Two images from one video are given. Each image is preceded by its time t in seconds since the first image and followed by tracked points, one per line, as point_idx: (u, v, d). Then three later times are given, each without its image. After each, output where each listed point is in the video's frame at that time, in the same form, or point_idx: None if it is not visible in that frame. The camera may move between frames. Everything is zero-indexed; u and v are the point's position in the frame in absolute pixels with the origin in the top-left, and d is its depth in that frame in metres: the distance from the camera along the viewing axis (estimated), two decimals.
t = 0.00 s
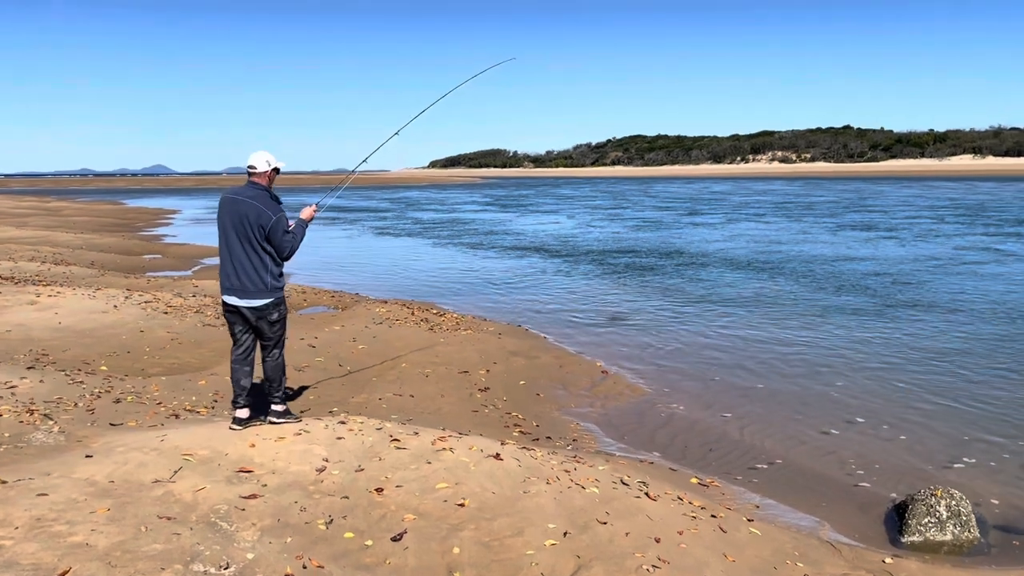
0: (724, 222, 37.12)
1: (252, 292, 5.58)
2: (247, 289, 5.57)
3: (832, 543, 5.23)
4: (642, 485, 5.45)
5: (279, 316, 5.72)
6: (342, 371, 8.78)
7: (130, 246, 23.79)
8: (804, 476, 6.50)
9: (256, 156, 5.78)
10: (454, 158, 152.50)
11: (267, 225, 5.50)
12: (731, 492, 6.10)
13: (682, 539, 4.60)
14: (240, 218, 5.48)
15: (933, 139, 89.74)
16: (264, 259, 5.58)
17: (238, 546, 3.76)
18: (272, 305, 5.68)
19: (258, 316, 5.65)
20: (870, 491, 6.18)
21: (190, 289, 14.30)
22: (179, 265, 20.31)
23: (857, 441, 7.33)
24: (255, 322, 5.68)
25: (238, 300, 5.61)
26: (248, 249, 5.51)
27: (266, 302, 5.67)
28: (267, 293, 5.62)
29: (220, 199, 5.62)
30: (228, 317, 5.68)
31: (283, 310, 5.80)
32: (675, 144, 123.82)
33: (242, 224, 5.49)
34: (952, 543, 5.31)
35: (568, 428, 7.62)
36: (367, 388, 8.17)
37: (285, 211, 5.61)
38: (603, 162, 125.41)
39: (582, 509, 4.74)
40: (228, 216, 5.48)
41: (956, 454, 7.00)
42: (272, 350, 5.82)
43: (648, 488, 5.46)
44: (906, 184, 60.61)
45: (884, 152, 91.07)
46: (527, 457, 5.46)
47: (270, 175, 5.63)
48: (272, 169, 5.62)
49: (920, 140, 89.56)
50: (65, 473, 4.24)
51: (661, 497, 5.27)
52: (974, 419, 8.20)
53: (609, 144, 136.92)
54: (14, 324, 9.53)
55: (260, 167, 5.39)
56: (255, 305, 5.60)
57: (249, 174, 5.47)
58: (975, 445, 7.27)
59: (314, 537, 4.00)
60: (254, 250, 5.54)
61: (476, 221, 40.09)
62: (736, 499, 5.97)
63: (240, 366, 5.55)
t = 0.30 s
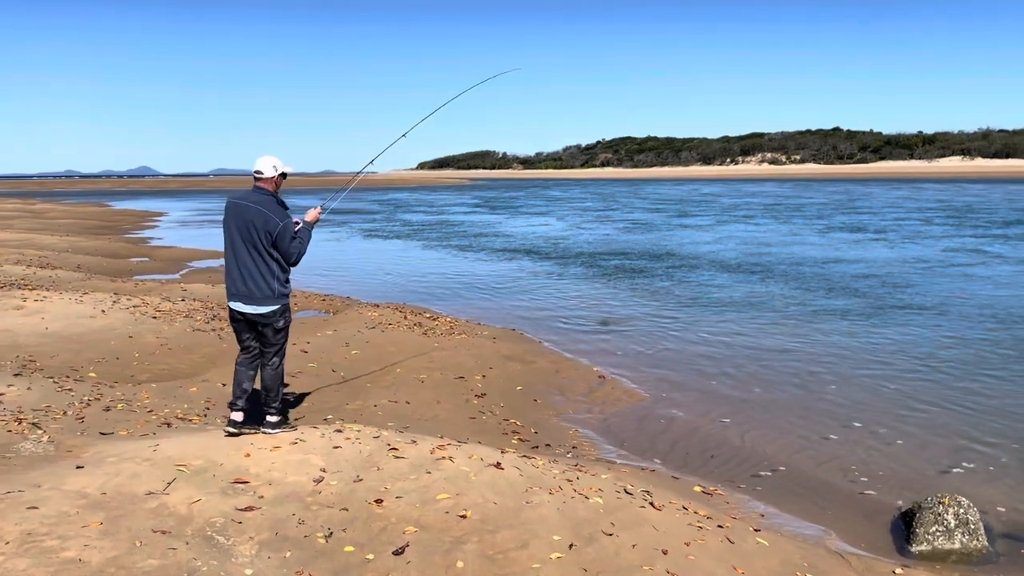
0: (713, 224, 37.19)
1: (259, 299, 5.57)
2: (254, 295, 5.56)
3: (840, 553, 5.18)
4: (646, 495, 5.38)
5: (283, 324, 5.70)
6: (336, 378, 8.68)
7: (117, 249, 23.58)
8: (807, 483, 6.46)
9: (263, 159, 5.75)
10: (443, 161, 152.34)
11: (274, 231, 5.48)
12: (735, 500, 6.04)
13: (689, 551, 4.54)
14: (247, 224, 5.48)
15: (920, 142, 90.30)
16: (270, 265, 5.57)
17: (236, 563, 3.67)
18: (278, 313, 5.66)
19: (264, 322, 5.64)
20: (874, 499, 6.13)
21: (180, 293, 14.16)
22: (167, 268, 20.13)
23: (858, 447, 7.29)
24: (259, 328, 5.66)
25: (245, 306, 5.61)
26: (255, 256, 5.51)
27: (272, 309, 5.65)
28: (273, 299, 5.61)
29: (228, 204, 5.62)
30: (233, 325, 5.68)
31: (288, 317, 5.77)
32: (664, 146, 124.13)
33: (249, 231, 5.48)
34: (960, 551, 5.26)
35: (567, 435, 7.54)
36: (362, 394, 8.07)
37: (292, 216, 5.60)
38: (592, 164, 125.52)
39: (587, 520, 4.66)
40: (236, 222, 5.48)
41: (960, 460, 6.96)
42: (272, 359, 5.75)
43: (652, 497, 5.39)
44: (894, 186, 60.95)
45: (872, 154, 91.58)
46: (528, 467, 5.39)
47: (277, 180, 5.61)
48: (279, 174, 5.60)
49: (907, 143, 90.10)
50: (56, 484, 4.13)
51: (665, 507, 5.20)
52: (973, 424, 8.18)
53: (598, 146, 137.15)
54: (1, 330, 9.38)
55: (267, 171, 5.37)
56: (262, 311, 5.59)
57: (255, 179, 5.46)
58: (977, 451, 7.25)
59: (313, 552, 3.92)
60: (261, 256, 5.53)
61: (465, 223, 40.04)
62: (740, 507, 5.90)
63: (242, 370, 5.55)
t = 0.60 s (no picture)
0: (705, 223, 37.26)
1: (255, 299, 5.51)
2: (250, 296, 5.49)
3: (845, 556, 5.15)
4: (648, 498, 5.33)
5: (279, 325, 5.63)
6: (331, 379, 8.60)
7: (107, 249, 23.44)
8: (808, 485, 6.42)
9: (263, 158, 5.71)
10: (435, 161, 152.32)
11: (272, 229, 5.42)
12: (737, 503, 5.99)
13: (694, 556, 4.49)
14: (246, 221, 5.42)
15: (909, 142, 90.72)
16: (267, 265, 5.50)
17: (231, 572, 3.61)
18: (274, 314, 5.59)
19: (259, 323, 5.58)
20: (876, 500, 6.10)
21: (171, 293, 14.06)
22: (158, 268, 20.01)
23: (859, 448, 7.26)
24: (254, 328, 5.60)
25: (240, 307, 5.54)
26: (252, 255, 5.44)
27: (268, 310, 5.58)
28: (269, 300, 5.54)
29: (227, 202, 5.57)
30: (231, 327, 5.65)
31: (284, 320, 5.71)
32: (655, 146, 124.41)
33: (247, 229, 5.43)
34: (966, 554, 5.22)
35: (565, 436, 7.49)
36: (357, 395, 8.01)
37: (291, 215, 5.53)
38: (584, 164, 125.62)
39: (590, 525, 4.61)
40: (233, 221, 5.43)
41: (962, 461, 6.94)
42: (265, 361, 5.69)
43: (655, 500, 5.34)
44: (883, 186, 61.25)
45: (862, 155, 92.00)
46: (527, 470, 5.33)
47: (277, 178, 5.56)
48: (279, 172, 5.56)
49: (896, 143, 90.55)
50: (46, 490, 4.05)
51: (668, 510, 5.15)
52: (972, 423, 8.17)
53: (590, 146, 137.35)
54: None
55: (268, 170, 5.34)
56: (258, 312, 5.52)
57: (255, 177, 5.41)
58: (977, 451, 7.23)
59: (310, 559, 3.84)
60: (258, 255, 5.47)
61: (457, 223, 40.00)
62: (743, 510, 5.86)
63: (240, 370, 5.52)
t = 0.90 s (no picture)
0: (698, 221, 37.22)
1: (242, 298, 5.43)
2: (237, 295, 5.41)
3: (852, 562, 5.07)
4: (648, 502, 5.24)
5: (267, 325, 5.53)
6: (324, 379, 8.48)
7: (98, 247, 23.25)
8: (809, 487, 6.33)
9: (249, 154, 5.61)
10: (428, 159, 152.01)
11: (258, 227, 5.34)
12: (737, 506, 5.91)
13: (697, 563, 4.40)
14: (232, 219, 5.34)
15: (900, 140, 91.12)
16: (254, 263, 5.42)
17: None
18: (262, 314, 5.50)
19: (247, 322, 5.48)
20: (878, 503, 6.02)
21: (160, 292, 13.92)
22: (148, 266, 19.83)
23: (859, 448, 7.18)
24: (242, 327, 5.50)
25: (228, 306, 5.46)
26: (238, 253, 5.36)
27: (256, 309, 5.50)
28: (257, 299, 5.45)
29: (214, 199, 5.49)
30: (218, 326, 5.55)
31: (272, 319, 5.61)
32: (648, 144, 124.40)
33: (233, 226, 5.34)
34: (973, 559, 5.15)
35: (562, 438, 7.38)
36: (350, 396, 7.90)
37: (279, 212, 5.45)
38: (577, 161, 125.63)
39: (589, 531, 4.51)
40: (220, 218, 5.36)
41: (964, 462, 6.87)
42: (254, 362, 5.59)
43: (655, 504, 5.25)
44: (875, 184, 61.35)
45: (854, 152, 92.19)
46: (524, 473, 5.23)
47: (264, 174, 5.48)
48: (267, 168, 5.47)
49: (888, 141, 90.78)
50: (24, 497, 3.93)
51: (669, 515, 5.06)
52: (971, 424, 8.11)
53: (583, 143, 137.27)
54: None
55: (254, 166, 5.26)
56: (245, 311, 5.44)
57: (241, 173, 5.33)
58: (979, 452, 7.16)
59: (300, 569, 3.73)
60: (244, 253, 5.39)
61: (449, 221, 39.86)
62: (744, 513, 5.77)
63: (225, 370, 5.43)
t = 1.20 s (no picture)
0: (693, 217, 37.12)
1: (228, 297, 5.29)
2: (223, 293, 5.27)
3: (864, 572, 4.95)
4: (652, 510, 5.11)
5: (255, 324, 5.39)
6: (317, 380, 8.32)
7: (88, 244, 23.03)
8: (816, 491, 6.21)
9: (232, 147, 5.48)
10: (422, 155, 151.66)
11: (244, 222, 5.22)
12: (744, 512, 5.78)
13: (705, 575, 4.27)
14: (216, 215, 5.21)
15: (895, 136, 91.19)
16: (240, 260, 5.29)
17: None
18: (249, 313, 5.37)
19: (233, 323, 5.33)
20: (886, 508, 5.90)
21: (151, 290, 13.74)
22: (140, 264, 19.62)
23: (864, 450, 7.07)
24: (229, 328, 5.35)
25: (214, 305, 5.31)
26: (223, 250, 5.23)
27: (243, 308, 5.36)
28: (244, 297, 5.32)
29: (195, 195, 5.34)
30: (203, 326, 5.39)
31: (260, 318, 5.47)
32: (643, 140, 124.30)
33: (217, 222, 5.21)
34: (989, 566, 5.04)
35: (561, 441, 7.24)
36: (343, 398, 7.74)
37: (263, 207, 5.34)
38: (571, 158, 125.48)
39: (592, 542, 4.36)
40: (202, 213, 5.21)
41: (972, 463, 6.76)
42: (241, 363, 5.44)
43: (660, 512, 5.12)
44: (871, 180, 61.32)
45: (849, 149, 92.22)
46: (523, 480, 5.09)
47: (247, 168, 5.36)
48: (250, 161, 5.35)
49: (883, 138, 90.82)
50: None
51: (675, 524, 4.93)
52: (976, 423, 8.02)
53: (578, 140, 137.07)
54: None
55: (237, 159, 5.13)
56: (232, 311, 5.30)
57: (224, 167, 5.21)
58: (986, 452, 7.06)
59: None
60: (229, 250, 5.25)
61: (444, 217, 39.69)
62: (750, 520, 5.64)
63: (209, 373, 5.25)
